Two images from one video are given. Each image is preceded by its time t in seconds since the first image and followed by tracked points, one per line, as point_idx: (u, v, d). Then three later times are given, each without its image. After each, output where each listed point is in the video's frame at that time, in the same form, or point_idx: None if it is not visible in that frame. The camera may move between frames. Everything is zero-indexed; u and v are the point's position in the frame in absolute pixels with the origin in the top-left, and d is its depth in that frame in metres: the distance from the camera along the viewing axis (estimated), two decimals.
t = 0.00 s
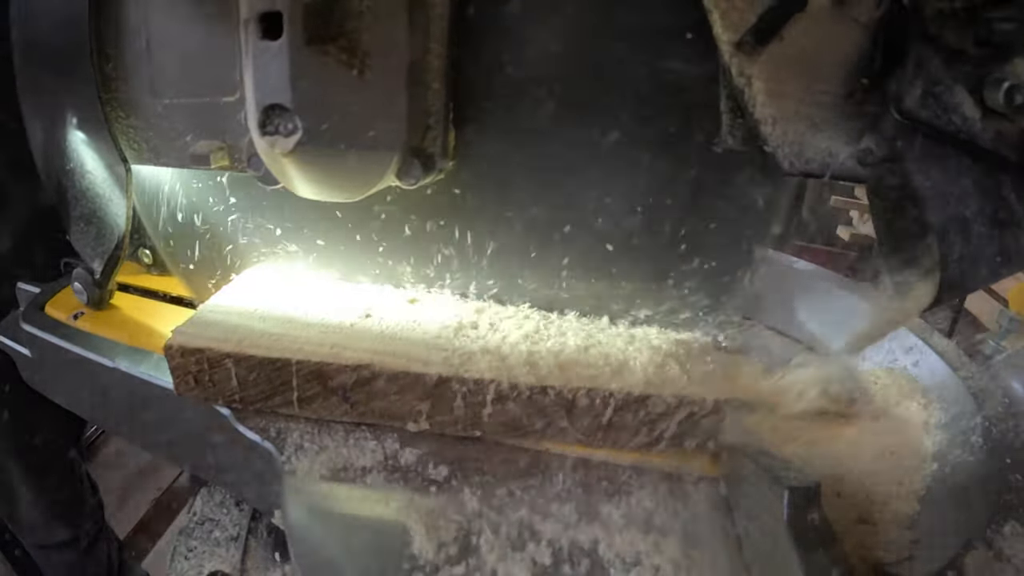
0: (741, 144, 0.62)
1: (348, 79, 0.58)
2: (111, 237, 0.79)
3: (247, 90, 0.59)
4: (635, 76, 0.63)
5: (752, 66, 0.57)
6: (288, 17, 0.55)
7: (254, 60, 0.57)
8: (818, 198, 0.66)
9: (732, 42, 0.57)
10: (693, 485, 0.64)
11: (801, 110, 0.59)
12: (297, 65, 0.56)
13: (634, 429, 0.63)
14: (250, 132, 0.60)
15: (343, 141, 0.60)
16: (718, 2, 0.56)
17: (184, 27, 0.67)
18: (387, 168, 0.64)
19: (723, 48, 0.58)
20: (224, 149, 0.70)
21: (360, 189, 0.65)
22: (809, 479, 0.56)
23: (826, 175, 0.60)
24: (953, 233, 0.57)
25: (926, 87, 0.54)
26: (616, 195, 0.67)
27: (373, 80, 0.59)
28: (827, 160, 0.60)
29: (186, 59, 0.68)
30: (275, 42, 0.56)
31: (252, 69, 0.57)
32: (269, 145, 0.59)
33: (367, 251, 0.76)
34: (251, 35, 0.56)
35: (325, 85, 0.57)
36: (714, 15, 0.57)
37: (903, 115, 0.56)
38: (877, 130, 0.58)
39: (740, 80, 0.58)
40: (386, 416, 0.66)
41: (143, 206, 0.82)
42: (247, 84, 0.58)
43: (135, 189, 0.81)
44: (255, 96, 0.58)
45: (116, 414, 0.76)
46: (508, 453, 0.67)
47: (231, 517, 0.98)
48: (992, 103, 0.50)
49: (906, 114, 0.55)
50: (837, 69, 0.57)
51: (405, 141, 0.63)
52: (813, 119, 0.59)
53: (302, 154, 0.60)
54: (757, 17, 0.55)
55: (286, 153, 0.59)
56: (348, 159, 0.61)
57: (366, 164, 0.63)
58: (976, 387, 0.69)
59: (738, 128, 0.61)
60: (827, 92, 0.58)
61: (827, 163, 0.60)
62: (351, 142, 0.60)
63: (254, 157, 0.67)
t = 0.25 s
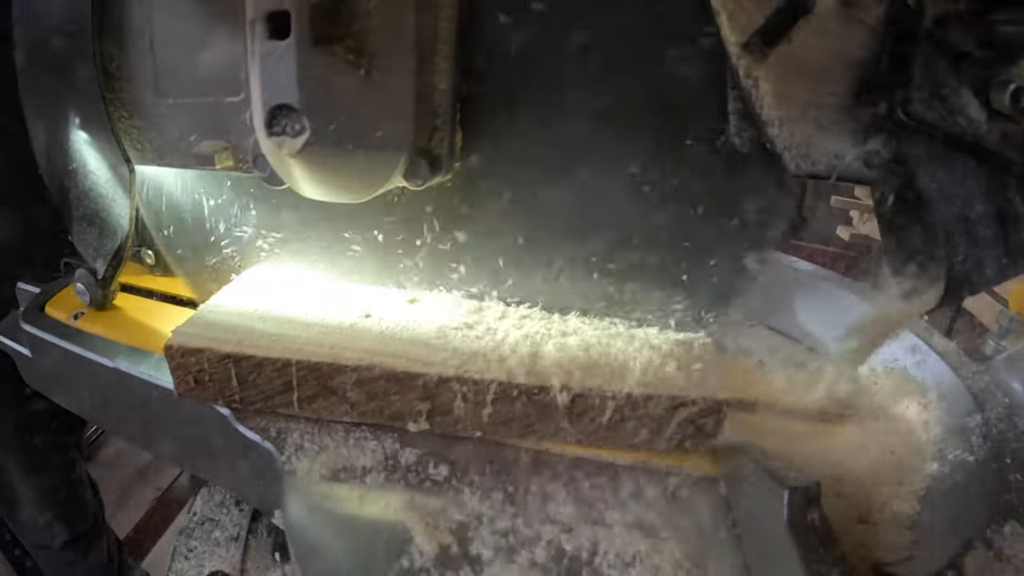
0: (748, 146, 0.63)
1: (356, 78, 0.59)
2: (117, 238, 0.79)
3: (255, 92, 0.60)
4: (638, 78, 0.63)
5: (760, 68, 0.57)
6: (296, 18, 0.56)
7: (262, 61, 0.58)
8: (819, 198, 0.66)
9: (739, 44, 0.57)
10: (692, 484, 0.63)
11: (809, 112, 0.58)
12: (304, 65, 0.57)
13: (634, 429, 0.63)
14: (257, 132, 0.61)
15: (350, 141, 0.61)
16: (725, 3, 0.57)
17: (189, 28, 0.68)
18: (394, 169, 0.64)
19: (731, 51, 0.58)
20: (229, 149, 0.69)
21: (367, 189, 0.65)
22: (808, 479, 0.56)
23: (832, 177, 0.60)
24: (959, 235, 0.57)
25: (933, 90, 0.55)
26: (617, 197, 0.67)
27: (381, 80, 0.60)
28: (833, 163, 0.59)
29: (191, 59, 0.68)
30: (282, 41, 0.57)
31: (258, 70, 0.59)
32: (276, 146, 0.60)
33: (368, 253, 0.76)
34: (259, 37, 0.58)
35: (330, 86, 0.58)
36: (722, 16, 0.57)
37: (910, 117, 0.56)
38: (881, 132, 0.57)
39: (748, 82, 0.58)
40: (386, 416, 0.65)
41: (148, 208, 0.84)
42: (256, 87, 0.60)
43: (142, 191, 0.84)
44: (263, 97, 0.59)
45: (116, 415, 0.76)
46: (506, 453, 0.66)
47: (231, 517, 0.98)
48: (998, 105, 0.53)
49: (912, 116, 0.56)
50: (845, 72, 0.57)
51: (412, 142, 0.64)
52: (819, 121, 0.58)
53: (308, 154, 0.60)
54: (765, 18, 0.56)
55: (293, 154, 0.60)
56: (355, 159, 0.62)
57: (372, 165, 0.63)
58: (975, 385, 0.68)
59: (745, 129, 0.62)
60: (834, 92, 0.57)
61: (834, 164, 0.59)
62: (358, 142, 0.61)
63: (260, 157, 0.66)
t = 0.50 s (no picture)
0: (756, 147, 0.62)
1: (364, 78, 0.59)
2: (119, 238, 0.80)
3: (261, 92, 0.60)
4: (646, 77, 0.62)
5: (768, 69, 0.57)
6: (304, 17, 0.56)
7: (268, 60, 0.58)
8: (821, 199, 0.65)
9: (748, 44, 0.57)
10: (692, 484, 0.63)
11: (816, 112, 0.58)
12: (312, 64, 0.57)
13: (634, 429, 0.63)
14: (263, 131, 0.61)
15: (357, 140, 0.60)
16: (734, 4, 0.57)
17: (192, 27, 0.67)
18: (401, 171, 0.64)
19: (739, 51, 0.58)
20: (233, 149, 0.69)
21: (374, 191, 0.66)
22: (809, 479, 0.56)
23: (840, 179, 0.59)
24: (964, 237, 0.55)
25: (939, 92, 0.53)
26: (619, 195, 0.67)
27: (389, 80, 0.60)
28: (840, 164, 0.59)
29: (195, 59, 0.68)
30: (289, 42, 0.57)
31: (265, 69, 0.59)
32: (283, 146, 0.60)
33: (367, 253, 0.76)
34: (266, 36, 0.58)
35: (337, 84, 0.58)
36: (731, 17, 0.57)
37: (916, 119, 0.55)
38: (890, 133, 0.57)
39: (755, 84, 0.58)
40: (386, 416, 0.65)
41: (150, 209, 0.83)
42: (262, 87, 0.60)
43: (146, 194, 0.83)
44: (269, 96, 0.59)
45: (117, 415, 0.76)
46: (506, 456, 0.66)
47: (231, 517, 0.98)
48: (1004, 107, 0.48)
49: (919, 117, 0.55)
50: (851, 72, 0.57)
51: (419, 142, 0.63)
52: (827, 122, 0.58)
53: (316, 153, 0.60)
54: (773, 19, 0.56)
55: (301, 154, 0.60)
56: (361, 159, 0.61)
57: (381, 167, 0.63)
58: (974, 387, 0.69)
59: (752, 131, 0.61)
60: (838, 94, 0.58)
61: (841, 165, 0.59)
62: (365, 142, 0.61)
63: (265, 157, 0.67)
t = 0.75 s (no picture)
0: (763, 150, 0.61)
1: (372, 78, 0.59)
2: (123, 238, 0.79)
3: (268, 93, 0.60)
4: (652, 80, 0.63)
5: (776, 71, 0.57)
6: (312, 17, 0.56)
7: (275, 60, 0.58)
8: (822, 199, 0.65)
9: (755, 46, 0.57)
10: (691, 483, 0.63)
11: (824, 113, 0.58)
12: (320, 63, 0.57)
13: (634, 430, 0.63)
14: (270, 131, 0.61)
15: (365, 142, 0.61)
16: (742, 6, 0.57)
17: (197, 27, 0.67)
18: (410, 172, 0.65)
19: (748, 54, 0.58)
20: (238, 149, 0.69)
21: (379, 193, 0.66)
22: (808, 479, 0.56)
23: (846, 180, 0.60)
24: (971, 238, 0.57)
25: (946, 94, 0.54)
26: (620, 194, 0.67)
27: (397, 80, 0.61)
28: (847, 166, 0.59)
29: (199, 59, 0.68)
30: (298, 40, 0.57)
31: (273, 70, 0.59)
32: (290, 146, 0.60)
33: (367, 253, 0.76)
34: (274, 36, 0.58)
35: (346, 84, 0.58)
36: (739, 19, 0.58)
37: (922, 120, 0.56)
38: (896, 134, 0.58)
39: (763, 85, 0.58)
40: (386, 416, 0.65)
41: (155, 208, 0.82)
42: (270, 87, 0.60)
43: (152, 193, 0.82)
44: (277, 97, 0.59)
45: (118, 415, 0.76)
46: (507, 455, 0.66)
47: (231, 518, 0.98)
48: (1011, 109, 0.50)
49: (925, 120, 0.55)
50: (858, 76, 0.57)
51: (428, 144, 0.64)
52: (834, 124, 0.58)
53: (322, 153, 0.60)
54: (780, 23, 0.56)
55: (307, 154, 0.60)
56: (370, 160, 0.62)
57: (387, 164, 0.63)
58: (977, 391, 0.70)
59: (761, 133, 0.61)
60: (847, 97, 0.57)
61: (847, 168, 0.60)
62: (372, 144, 0.61)
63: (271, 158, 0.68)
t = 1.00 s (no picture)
0: (772, 151, 0.64)
1: (382, 79, 0.59)
2: (126, 239, 0.79)
3: (274, 89, 0.59)
4: (659, 81, 0.63)
5: (785, 72, 0.60)
6: (321, 16, 0.55)
7: (284, 62, 0.57)
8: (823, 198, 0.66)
9: (766, 48, 0.60)
10: (691, 483, 0.63)
11: (832, 116, 0.62)
12: (329, 63, 0.56)
13: (633, 431, 0.63)
14: (276, 130, 0.60)
15: (375, 142, 0.60)
16: (753, 9, 0.60)
17: (202, 26, 0.67)
18: (418, 172, 0.64)
19: (757, 55, 0.61)
20: (243, 149, 0.70)
21: (385, 193, 0.65)
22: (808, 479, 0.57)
23: (854, 181, 0.64)
24: (979, 237, 0.61)
25: (953, 95, 0.57)
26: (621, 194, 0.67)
27: (406, 80, 0.60)
28: (855, 167, 0.63)
29: (203, 58, 0.68)
30: (306, 39, 0.56)
31: (281, 69, 0.58)
32: (298, 146, 0.59)
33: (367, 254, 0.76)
34: (282, 34, 0.57)
35: (354, 85, 0.58)
36: (749, 22, 0.60)
37: (929, 121, 0.60)
38: (902, 136, 0.61)
39: (773, 87, 0.61)
40: (386, 417, 0.65)
41: (158, 209, 0.83)
42: (276, 85, 0.58)
43: (155, 194, 0.82)
44: (284, 96, 0.58)
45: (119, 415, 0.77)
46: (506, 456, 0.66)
47: (231, 518, 0.98)
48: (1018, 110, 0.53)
49: (931, 120, 0.59)
50: (867, 77, 0.61)
51: (437, 143, 0.64)
52: (842, 126, 0.62)
53: (330, 154, 0.59)
54: (790, 23, 0.59)
55: (316, 155, 0.59)
56: (376, 159, 0.61)
57: (394, 162, 0.62)
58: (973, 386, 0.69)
59: (768, 133, 0.63)
60: (853, 98, 0.61)
61: (857, 168, 0.63)
62: (382, 144, 0.61)
63: (277, 158, 0.67)
